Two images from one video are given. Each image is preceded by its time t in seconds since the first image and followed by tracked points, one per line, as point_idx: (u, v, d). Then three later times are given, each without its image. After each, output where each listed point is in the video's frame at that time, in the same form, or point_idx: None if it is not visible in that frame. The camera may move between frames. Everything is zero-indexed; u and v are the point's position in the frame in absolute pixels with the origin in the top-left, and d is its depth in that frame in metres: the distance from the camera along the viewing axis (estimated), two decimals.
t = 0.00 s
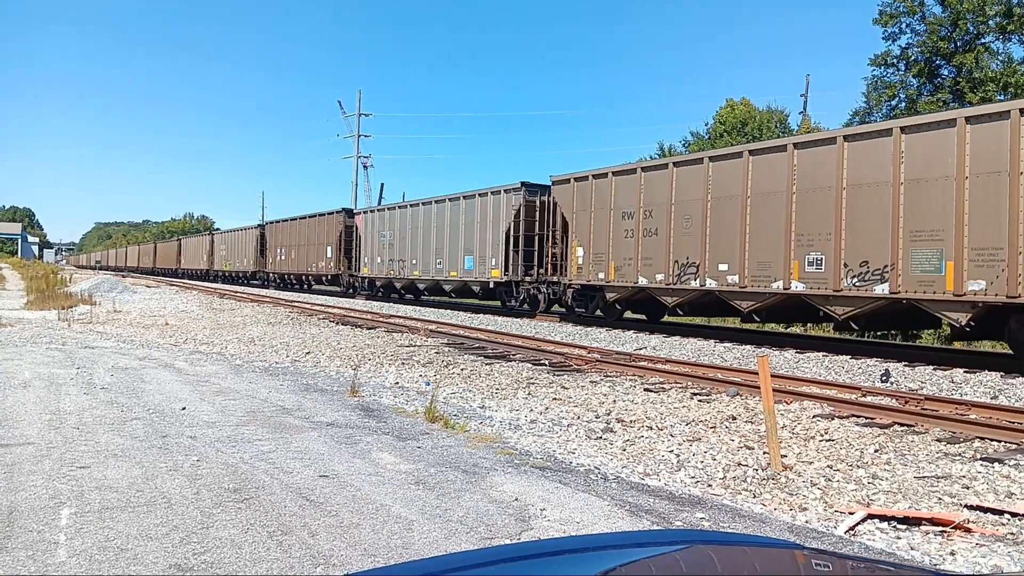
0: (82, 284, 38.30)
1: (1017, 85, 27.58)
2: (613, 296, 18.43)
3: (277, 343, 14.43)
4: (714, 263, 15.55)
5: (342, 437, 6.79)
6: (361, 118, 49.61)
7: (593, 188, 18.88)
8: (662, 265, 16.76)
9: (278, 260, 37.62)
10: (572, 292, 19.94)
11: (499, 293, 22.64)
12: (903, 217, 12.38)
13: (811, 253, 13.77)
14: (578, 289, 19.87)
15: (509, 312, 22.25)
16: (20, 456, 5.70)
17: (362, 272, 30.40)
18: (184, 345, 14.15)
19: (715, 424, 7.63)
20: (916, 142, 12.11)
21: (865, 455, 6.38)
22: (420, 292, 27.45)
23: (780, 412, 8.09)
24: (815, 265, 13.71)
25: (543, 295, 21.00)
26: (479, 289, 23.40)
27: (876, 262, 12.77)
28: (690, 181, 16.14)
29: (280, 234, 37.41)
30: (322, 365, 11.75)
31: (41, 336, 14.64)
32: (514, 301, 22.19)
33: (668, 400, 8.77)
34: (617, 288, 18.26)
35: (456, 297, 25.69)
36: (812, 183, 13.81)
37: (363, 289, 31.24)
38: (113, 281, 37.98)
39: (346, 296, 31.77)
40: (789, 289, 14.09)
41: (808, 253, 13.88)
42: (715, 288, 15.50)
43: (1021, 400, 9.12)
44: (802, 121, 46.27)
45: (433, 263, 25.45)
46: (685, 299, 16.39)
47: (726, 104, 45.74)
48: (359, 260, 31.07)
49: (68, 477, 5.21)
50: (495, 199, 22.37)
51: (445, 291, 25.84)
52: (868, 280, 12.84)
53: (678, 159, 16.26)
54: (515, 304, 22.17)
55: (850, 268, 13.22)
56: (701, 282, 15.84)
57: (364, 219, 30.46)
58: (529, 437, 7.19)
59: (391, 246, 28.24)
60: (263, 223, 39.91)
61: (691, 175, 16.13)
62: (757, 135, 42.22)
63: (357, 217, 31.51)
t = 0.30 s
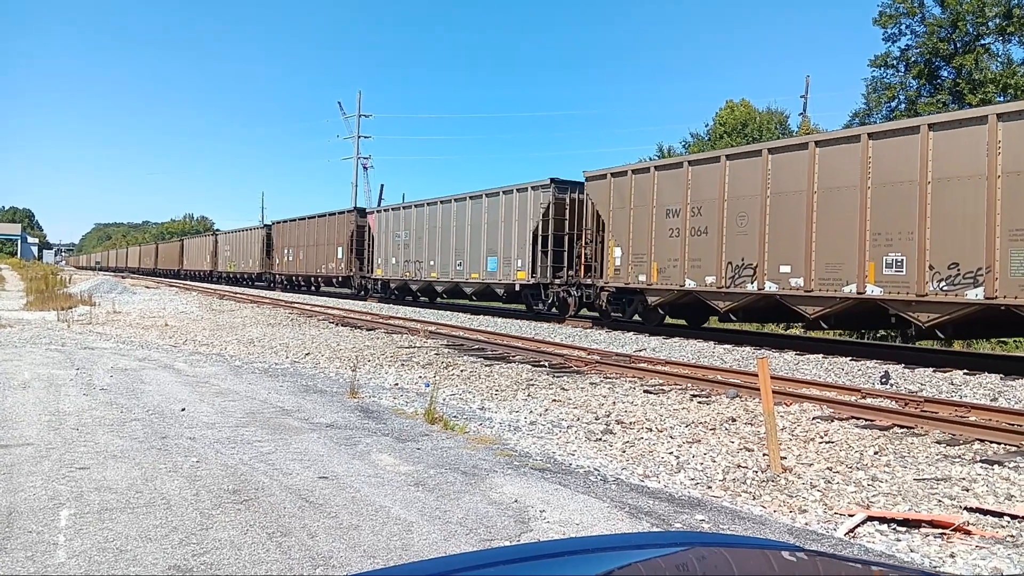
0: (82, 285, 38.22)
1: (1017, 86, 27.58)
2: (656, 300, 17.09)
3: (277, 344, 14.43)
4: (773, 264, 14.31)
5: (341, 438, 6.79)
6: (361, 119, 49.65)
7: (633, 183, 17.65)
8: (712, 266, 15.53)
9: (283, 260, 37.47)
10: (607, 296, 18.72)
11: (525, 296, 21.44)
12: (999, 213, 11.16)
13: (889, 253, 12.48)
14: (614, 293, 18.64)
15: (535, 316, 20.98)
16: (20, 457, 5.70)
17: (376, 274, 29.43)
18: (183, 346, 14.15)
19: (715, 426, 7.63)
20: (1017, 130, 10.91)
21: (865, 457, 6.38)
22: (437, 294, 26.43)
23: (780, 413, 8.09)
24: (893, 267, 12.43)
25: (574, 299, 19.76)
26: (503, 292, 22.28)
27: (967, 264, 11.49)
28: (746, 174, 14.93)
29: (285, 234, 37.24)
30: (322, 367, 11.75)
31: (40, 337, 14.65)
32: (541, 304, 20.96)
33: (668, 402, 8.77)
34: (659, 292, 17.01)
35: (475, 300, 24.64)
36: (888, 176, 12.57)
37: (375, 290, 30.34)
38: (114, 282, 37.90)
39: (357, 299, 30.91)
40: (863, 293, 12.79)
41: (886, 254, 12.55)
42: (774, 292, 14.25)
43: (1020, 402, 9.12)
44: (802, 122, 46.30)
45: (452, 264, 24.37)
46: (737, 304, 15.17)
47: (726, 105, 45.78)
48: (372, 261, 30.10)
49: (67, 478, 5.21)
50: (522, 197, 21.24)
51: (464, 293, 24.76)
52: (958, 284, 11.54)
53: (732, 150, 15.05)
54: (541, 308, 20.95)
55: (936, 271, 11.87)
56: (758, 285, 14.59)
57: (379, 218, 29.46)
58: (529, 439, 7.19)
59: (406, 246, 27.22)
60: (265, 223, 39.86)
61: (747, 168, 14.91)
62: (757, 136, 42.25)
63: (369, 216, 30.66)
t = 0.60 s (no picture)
0: (79, 285, 38.07)
1: (1014, 87, 27.62)
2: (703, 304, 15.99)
3: (274, 344, 14.42)
4: (841, 264, 13.15)
5: (339, 438, 6.79)
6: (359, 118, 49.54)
7: (677, 176, 16.50)
8: (770, 266, 14.38)
9: (286, 261, 37.28)
10: (646, 297, 17.58)
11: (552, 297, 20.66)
12: None
13: (981, 252, 11.26)
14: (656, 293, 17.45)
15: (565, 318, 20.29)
16: (16, 457, 5.69)
17: (388, 274, 28.58)
18: (181, 346, 14.14)
19: (712, 426, 7.63)
20: None
21: (862, 457, 6.38)
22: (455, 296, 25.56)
23: (777, 413, 8.10)
24: (986, 268, 11.21)
25: (606, 301, 19.06)
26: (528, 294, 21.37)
27: None
28: (808, 166, 13.75)
29: (289, 234, 37.01)
30: (319, 366, 11.75)
31: (37, 336, 14.62)
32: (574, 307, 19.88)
33: (665, 401, 8.78)
34: (707, 294, 15.86)
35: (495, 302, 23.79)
36: (978, 167, 11.33)
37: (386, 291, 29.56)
38: (111, 281, 37.76)
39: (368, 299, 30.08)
40: (950, 297, 11.56)
41: (977, 254, 11.32)
42: (844, 294, 13.07)
43: (1017, 402, 9.14)
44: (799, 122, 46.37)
45: (472, 264, 23.49)
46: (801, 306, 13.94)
47: (724, 105, 45.80)
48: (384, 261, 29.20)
49: (64, 478, 5.20)
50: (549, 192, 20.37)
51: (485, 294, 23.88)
52: None
53: (792, 140, 13.86)
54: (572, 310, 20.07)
55: None
56: (824, 288, 13.43)
57: (392, 216, 28.55)
58: (527, 439, 7.19)
59: (422, 245, 26.36)
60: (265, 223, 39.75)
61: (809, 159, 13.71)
62: (755, 136, 42.30)
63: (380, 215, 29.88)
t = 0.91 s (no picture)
0: (83, 287, 38.04)
1: (1017, 87, 27.53)
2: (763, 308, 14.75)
3: (278, 346, 14.45)
4: (929, 266, 11.90)
5: (342, 440, 6.80)
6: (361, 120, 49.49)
7: (735, 170, 15.33)
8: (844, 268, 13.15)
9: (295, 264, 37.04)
10: (696, 301, 16.50)
11: (589, 301, 19.47)
12: None
13: None
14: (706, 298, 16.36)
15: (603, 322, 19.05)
16: (22, 459, 5.71)
17: (407, 276, 27.56)
18: (185, 348, 14.17)
19: (716, 428, 7.62)
20: None
21: (866, 458, 6.38)
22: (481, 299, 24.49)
23: (781, 415, 8.10)
24: None
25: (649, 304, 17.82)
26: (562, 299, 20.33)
27: None
28: (888, 158, 12.54)
29: (300, 236, 36.71)
30: (323, 368, 11.77)
31: (42, 339, 14.66)
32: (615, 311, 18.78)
33: (670, 403, 8.78)
34: (769, 298, 14.61)
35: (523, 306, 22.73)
36: None
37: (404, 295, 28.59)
38: (114, 283, 37.73)
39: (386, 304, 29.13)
40: None
41: None
42: (933, 299, 11.81)
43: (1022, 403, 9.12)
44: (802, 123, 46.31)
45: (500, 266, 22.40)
46: (878, 313, 12.73)
47: (726, 105, 45.75)
48: (403, 263, 28.16)
49: (68, 480, 5.21)
50: (585, 189, 19.31)
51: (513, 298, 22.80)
52: None
53: (872, 129, 12.65)
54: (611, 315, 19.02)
55: None
56: (908, 292, 12.18)
57: (413, 216, 27.53)
58: (530, 440, 7.19)
59: (445, 246, 25.33)
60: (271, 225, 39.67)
61: (891, 149, 12.51)
62: (758, 137, 42.24)
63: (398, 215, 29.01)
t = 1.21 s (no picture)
0: (83, 285, 37.94)
1: (1019, 87, 27.48)
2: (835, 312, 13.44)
3: (278, 344, 14.45)
4: None
5: (342, 438, 6.80)
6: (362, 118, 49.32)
7: (801, 159, 13.98)
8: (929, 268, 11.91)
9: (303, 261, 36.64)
10: (752, 304, 15.17)
11: (628, 303, 18.22)
12: None
13: None
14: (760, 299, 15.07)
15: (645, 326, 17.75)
16: (21, 456, 5.70)
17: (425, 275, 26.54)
18: (184, 346, 14.18)
19: (716, 427, 7.62)
20: None
21: (865, 458, 6.37)
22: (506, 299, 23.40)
23: (781, 414, 8.10)
24: None
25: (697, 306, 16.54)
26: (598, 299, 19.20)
27: None
28: (983, 145, 11.27)
29: (308, 235, 36.22)
30: (323, 366, 11.78)
31: (41, 336, 14.65)
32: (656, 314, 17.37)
33: (669, 402, 8.78)
34: (841, 300, 13.33)
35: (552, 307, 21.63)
36: None
37: (421, 294, 27.57)
38: (114, 281, 37.62)
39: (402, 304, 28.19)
40: None
41: None
42: None
43: (1021, 403, 9.11)
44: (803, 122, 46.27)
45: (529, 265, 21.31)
46: (971, 317, 11.48)
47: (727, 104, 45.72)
48: (422, 262, 27.09)
49: (68, 477, 5.21)
50: (624, 183, 18.20)
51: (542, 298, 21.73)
52: None
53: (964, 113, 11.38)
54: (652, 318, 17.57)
55: None
56: (1005, 294, 10.98)
57: (433, 213, 26.48)
58: (530, 439, 7.19)
59: (467, 244, 24.27)
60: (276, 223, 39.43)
61: (986, 135, 11.24)
62: (759, 136, 42.20)
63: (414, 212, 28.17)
